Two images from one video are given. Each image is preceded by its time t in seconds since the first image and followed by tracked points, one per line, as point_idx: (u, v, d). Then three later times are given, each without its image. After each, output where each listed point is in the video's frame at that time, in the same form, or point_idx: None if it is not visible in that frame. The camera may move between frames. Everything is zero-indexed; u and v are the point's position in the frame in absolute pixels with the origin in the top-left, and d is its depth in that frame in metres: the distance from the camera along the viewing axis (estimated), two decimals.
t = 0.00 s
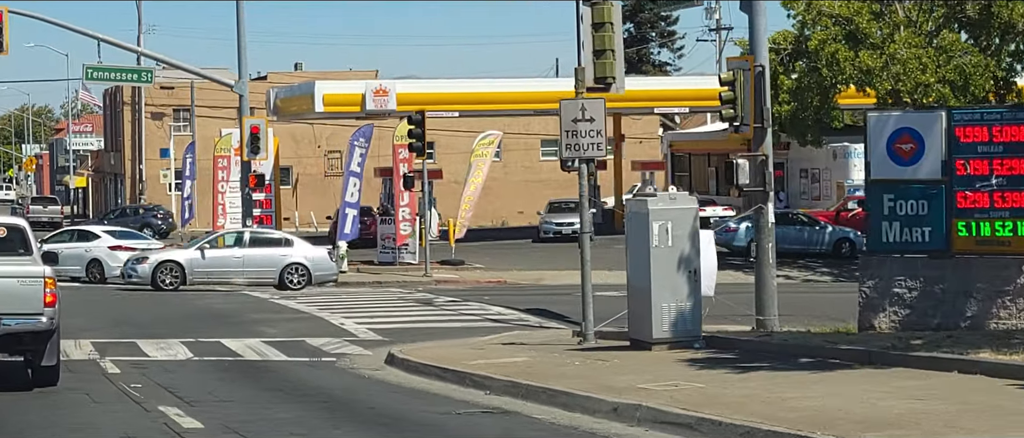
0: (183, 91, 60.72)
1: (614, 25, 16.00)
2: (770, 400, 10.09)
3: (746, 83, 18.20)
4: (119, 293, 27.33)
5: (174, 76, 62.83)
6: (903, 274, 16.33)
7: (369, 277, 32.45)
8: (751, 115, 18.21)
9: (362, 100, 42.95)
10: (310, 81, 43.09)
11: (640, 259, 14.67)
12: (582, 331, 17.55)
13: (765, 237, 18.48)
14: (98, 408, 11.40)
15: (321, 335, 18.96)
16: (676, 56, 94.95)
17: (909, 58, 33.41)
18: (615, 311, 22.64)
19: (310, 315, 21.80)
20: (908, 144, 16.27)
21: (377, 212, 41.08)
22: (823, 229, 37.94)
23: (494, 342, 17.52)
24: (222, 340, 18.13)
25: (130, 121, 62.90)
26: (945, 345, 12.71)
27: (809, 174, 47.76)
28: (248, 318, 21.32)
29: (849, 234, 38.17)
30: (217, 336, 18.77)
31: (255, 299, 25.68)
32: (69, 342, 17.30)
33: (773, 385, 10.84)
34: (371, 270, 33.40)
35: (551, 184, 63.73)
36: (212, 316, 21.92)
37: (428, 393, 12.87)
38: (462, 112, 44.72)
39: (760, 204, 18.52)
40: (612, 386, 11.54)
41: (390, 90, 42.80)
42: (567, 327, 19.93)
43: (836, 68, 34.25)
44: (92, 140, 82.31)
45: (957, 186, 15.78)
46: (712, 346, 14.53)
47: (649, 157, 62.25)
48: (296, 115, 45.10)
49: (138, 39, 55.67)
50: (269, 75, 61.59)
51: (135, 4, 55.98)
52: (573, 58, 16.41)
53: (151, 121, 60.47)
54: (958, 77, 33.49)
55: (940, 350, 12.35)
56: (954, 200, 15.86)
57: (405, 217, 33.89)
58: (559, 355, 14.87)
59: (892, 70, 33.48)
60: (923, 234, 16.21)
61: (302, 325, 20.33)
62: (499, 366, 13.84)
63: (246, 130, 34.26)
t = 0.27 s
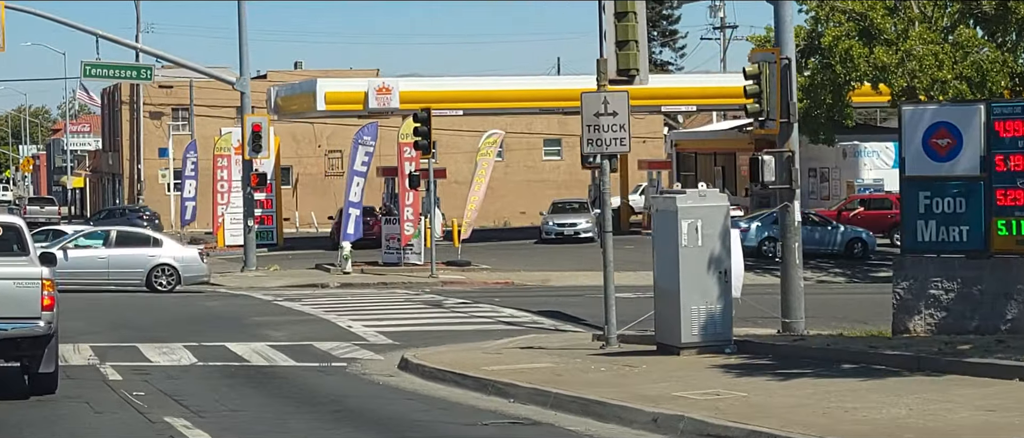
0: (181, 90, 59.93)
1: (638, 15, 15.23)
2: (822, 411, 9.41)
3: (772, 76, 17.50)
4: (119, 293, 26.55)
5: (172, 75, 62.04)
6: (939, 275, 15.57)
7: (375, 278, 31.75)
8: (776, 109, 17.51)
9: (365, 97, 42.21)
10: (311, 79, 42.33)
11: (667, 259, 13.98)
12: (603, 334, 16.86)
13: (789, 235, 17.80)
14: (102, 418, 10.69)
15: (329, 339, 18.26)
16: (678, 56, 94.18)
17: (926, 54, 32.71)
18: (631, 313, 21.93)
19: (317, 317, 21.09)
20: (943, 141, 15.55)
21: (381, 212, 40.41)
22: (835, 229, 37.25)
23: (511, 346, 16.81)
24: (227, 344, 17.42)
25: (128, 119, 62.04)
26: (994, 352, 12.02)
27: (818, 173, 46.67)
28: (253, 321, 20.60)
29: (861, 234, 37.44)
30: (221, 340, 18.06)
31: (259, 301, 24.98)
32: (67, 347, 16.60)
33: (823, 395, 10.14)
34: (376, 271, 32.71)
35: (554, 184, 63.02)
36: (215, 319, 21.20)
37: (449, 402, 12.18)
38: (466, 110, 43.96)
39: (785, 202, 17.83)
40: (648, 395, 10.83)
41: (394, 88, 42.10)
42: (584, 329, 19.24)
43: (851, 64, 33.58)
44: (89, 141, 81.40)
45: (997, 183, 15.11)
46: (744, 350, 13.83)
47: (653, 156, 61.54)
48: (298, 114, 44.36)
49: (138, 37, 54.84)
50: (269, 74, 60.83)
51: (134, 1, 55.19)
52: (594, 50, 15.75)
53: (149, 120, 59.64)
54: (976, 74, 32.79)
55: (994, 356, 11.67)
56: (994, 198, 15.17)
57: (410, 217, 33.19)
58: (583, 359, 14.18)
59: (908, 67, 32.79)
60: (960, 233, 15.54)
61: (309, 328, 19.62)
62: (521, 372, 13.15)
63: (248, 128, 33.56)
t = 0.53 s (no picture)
0: (181, 89, 59.27)
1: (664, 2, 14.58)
2: (883, 423, 8.74)
3: (801, 68, 16.84)
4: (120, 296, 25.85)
5: (172, 74, 61.32)
6: (979, 275, 14.60)
7: (381, 279, 31.06)
8: (805, 104, 16.85)
9: (369, 95, 41.48)
10: (315, 76, 41.63)
11: (698, 259, 13.31)
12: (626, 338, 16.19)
13: (818, 233, 17.12)
14: (106, 428, 10.03)
15: (340, 342, 17.58)
16: (681, 55, 93.33)
17: (942, 49, 31.95)
18: (649, 315, 21.22)
19: (325, 319, 20.41)
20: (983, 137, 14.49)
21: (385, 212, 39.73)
22: (848, 229, 36.57)
23: (531, 350, 16.13)
24: (234, 348, 16.75)
25: (127, 119, 61.28)
26: None
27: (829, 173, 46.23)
28: (259, 323, 19.91)
29: (875, 233, 36.72)
30: (228, 343, 17.37)
31: (263, 303, 24.29)
32: (68, 350, 15.93)
33: (880, 405, 9.47)
34: (382, 271, 32.02)
35: (558, 184, 62.26)
36: (220, 321, 20.51)
37: (473, 411, 11.51)
38: (472, 108, 43.23)
39: (815, 201, 17.15)
40: (688, 404, 10.16)
41: (398, 85, 41.39)
42: (604, 331, 18.56)
43: (865, 61, 32.79)
44: (88, 141, 80.58)
45: None
46: (781, 355, 13.15)
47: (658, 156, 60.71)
48: (301, 113, 43.66)
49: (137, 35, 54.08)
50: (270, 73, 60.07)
51: None
52: (618, 41, 15.05)
53: (149, 119, 58.87)
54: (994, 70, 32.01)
55: None
56: None
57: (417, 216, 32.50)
58: (610, 365, 13.51)
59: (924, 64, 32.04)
60: (1002, 232, 14.55)
61: (318, 330, 18.93)
62: (547, 378, 12.47)
63: (251, 126, 32.86)
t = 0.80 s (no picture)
0: (183, 88, 58.57)
1: None
2: (952, 435, 8.12)
3: (832, 61, 16.20)
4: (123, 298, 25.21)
5: (173, 72, 60.64)
6: None
7: (389, 280, 30.41)
8: (836, 99, 16.20)
9: (374, 94, 40.79)
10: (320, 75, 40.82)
11: (733, 260, 12.67)
12: (652, 342, 15.56)
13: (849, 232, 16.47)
14: None
15: (353, 346, 16.93)
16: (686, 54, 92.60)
17: (962, 45, 31.04)
18: (670, 317, 20.56)
19: (336, 322, 19.75)
20: None
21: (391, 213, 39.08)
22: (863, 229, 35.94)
23: (553, 354, 15.48)
24: (243, 352, 16.08)
25: (129, 118, 60.64)
26: None
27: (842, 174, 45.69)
28: (268, 326, 19.26)
29: (891, 234, 36.06)
30: (237, 346, 16.72)
31: (269, 304, 23.63)
32: (71, 355, 15.29)
33: (944, 416, 8.83)
34: (390, 272, 31.39)
35: (563, 184, 61.57)
36: (227, 323, 19.87)
37: (502, 421, 10.87)
38: (479, 107, 42.61)
39: (846, 199, 16.49)
40: (734, 414, 9.52)
41: (404, 83, 40.73)
42: (625, 336, 17.93)
43: (882, 58, 32.19)
44: (90, 141, 79.89)
45: None
46: (822, 361, 12.50)
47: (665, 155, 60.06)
48: (305, 111, 43.02)
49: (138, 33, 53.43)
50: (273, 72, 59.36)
51: None
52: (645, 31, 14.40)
53: (151, 119, 58.22)
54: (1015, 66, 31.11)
55: None
56: None
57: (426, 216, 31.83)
58: (641, 371, 12.88)
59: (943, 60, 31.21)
60: None
61: (328, 334, 18.28)
62: (578, 385, 11.83)
63: (256, 124, 32.21)
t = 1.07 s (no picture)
0: (187, 87, 58.00)
1: None
2: None
3: (868, 52, 15.61)
4: (128, 299, 24.59)
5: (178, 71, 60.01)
6: None
7: (400, 280, 29.79)
8: (873, 91, 15.58)
9: (383, 92, 40.11)
10: (328, 72, 40.05)
11: (773, 259, 12.07)
12: (681, 345, 14.95)
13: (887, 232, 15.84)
14: None
15: (369, 349, 16.32)
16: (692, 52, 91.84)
17: (984, 41, 30.33)
18: (693, 319, 19.93)
19: (350, 324, 19.14)
20: None
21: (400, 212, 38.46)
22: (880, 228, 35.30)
23: (580, 358, 14.85)
24: (255, 356, 15.48)
25: (133, 117, 59.98)
26: None
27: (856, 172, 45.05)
28: (280, 328, 18.64)
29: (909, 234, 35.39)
30: (248, 350, 16.11)
31: (279, 306, 23.00)
32: (76, 359, 14.67)
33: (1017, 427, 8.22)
34: (401, 273, 30.77)
35: (571, 183, 60.83)
36: (238, 324, 19.24)
37: (536, 430, 10.26)
38: (489, 105, 41.62)
39: (882, 197, 15.87)
40: (788, 423, 8.91)
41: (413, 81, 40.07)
42: (650, 339, 17.31)
43: (899, 54, 31.56)
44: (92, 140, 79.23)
45: None
46: (869, 365, 11.88)
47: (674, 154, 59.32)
48: (312, 109, 42.38)
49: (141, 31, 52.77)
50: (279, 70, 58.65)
51: None
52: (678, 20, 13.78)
53: (155, 118, 57.52)
54: None
55: None
56: None
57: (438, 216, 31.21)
58: (676, 377, 12.28)
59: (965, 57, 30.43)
60: None
61: (342, 336, 17.67)
62: (613, 391, 11.23)
63: (263, 121, 31.62)
